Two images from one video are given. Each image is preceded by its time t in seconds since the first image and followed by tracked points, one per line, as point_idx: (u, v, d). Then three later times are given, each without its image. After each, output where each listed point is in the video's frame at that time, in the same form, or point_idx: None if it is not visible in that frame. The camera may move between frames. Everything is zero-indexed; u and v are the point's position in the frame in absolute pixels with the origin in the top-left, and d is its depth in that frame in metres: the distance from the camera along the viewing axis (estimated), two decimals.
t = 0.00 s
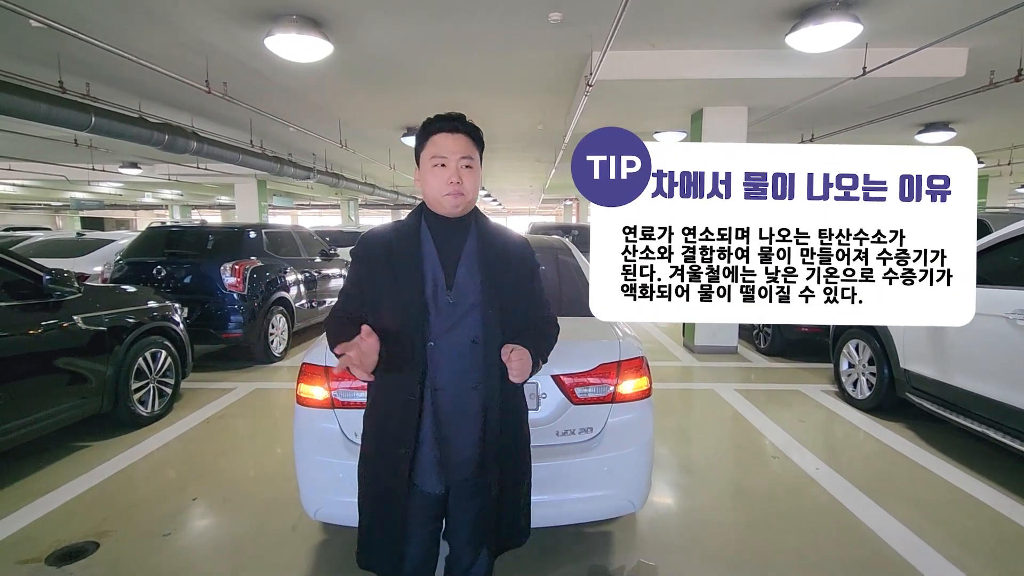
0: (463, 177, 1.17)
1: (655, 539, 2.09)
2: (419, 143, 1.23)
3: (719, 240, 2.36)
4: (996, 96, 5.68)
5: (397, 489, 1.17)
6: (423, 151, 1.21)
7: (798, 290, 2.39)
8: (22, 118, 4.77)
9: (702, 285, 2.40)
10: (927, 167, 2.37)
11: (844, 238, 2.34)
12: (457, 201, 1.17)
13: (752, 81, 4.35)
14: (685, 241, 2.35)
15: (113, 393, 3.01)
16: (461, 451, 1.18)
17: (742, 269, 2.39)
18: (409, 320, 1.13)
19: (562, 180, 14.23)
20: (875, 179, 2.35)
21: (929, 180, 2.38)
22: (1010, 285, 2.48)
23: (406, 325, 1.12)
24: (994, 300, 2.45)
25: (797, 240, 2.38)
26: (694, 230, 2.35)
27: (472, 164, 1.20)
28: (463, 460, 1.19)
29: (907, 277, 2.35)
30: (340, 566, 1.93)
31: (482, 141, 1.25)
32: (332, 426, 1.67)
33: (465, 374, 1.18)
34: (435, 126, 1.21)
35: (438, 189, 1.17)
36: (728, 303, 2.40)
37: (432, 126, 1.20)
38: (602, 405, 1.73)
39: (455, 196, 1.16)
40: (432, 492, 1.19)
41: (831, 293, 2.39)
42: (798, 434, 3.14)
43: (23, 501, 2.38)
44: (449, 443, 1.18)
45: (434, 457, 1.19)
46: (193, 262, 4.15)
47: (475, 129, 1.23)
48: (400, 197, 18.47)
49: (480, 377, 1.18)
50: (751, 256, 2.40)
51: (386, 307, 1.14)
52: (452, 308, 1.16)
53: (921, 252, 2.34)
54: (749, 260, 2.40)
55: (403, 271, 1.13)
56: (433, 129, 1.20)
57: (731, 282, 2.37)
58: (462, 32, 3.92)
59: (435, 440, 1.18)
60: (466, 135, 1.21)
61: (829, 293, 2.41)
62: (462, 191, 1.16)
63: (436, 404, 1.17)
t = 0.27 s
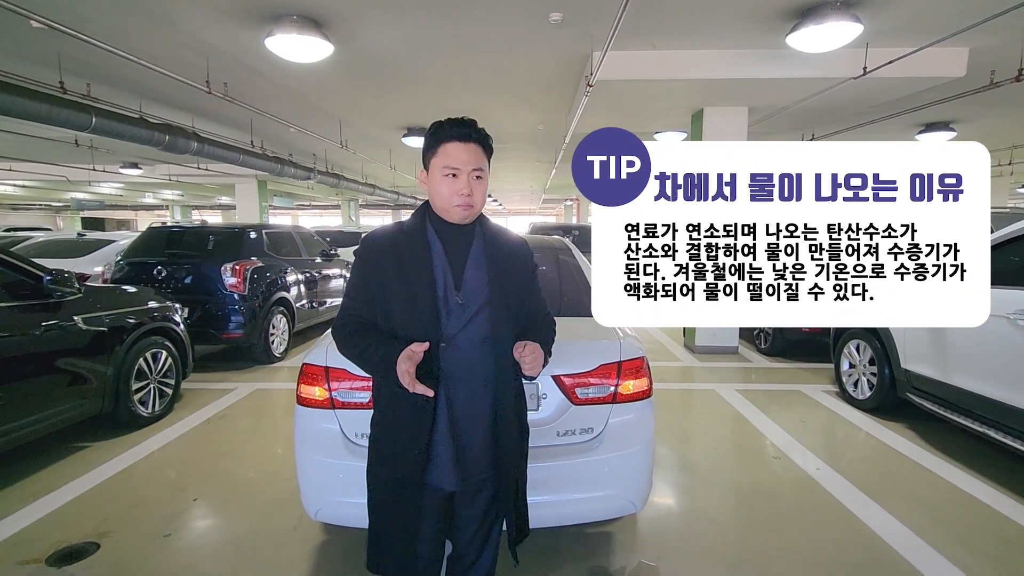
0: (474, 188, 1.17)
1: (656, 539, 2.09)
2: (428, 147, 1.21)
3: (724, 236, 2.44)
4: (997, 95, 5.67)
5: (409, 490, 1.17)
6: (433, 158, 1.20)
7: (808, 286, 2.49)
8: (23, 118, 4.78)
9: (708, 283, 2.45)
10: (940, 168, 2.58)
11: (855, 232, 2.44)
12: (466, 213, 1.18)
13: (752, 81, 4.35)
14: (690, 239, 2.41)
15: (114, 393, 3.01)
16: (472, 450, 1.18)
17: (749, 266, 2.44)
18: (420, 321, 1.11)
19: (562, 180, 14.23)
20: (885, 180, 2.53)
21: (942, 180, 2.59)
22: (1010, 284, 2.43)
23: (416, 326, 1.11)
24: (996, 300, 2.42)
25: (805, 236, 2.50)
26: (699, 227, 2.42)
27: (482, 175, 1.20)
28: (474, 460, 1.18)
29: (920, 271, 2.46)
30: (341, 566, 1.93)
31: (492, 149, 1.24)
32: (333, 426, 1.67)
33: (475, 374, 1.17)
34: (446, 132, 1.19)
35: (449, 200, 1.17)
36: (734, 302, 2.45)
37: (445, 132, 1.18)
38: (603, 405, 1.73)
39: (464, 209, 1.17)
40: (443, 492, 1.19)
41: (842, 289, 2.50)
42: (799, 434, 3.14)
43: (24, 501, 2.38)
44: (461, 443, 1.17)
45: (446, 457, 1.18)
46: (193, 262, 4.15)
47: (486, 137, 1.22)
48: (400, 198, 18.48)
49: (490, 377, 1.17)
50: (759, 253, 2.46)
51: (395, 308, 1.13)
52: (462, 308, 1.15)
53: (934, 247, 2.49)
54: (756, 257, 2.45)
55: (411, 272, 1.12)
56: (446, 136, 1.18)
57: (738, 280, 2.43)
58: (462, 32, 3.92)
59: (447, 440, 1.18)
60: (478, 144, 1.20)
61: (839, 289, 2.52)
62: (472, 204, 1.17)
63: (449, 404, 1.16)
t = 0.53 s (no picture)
0: (476, 186, 1.16)
1: (657, 540, 2.09)
2: (430, 146, 1.21)
3: (724, 236, 2.43)
4: (998, 96, 5.67)
5: (415, 491, 1.16)
6: (434, 156, 1.19)
7: (808, 286, 2.48)
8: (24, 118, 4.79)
9: (708, 283, 2.45)
10: (940, 167, 2.53)
11: (855, 232, 2.43)
12: (468, 211, 1.17)
13: (753, 81, 4.35)
14: (690, 238, 2.39)
15: (114, 393, 3.01)
16: (478, 447, 1.19)
17: (749, 266, 2.44)
18: (426, 319, 1.12)
19: (563, 180, 14.22)
20: (885, 179, 2.52)
21: (942, 179, 2.55)
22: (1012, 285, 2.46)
23: (422, 323, 1.12)
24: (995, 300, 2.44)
25: (805, 236, 2.50)
26: (699, 227, 2.40)
27: (484, 173, 1.19)
28: (480, 457, 1.19)
29: (919, 271, 2.46)
30: (342, 566, 1.93)
31: (494, 147, 1.24)
32: (334, 426, 1.67)
33: (481, 373, 1.17)
34: (447, 131, 1.18)
35: (451, 198, 1.16)
36: (734, 302, 2.44)
37: (445, 131, 1.18)
38: (604, 405, 1.73)
39: (466, 207, 1.16)
40: (450, 490, 1.19)
41: (842, 289, 2.50)
42: (800, 435, 3.14)
43: (24, 501, 2.38)
44: (467, 440, 1.18)
45: (452, 455, 1.18)
46: (194, 263, 4.15)
47: (487, 136, 1.21)
48: (401, 198, 18.48)
49: (495, 375, 1.18)
50: (759, 252, 2.45)
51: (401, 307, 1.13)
52: (467, 306, 1.16)
53: (934, 246, 2.46)
54: (756, 257, 2.44)
55: (417, 270, 1.13)
56: (446, 135, 1.17)
57: (738, 280, 2.42)
58: (463, 32, 3.92)
59: (453, 438, 1.18)
60: (479, 143, 1.19)
61: (840, 289, 2.51)
62: (474, 202, 1.16)
63: (454, 402, 1.17)
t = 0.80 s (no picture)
0: (471, 184, 1.16)
1: (658, 540, 2.09)
2: (428, 148, 1.22)
3: (724, 236, 2.21)
4: (998, 97, 5.66)
5: (416, 492, 1.15)
6: (431, 158, 1.21)
7: (808, 287, 2.28)
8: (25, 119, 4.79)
9: (707, 283, 2.23)
10: (941, 165, 2.31)
11: (856, 231, 2.28)
12: (465, 210, 1.17)
13: (754, 82, 4.35)
14: (690, 238, 2.16)
15: (115, 393, 3.02)
16: (480, 447, 1.18)
17: (749, 266, 2.23)
18: (426, 317, 1.12)
19: (563, 181, 14.22)
20: (886, 179, 2.31)
21: (941, 179, 2.34)
22: (1013, 286, 2.47)
23: (423, 322, 1.11)
24: (995, 300, 2.44)
25: (805, 236, 2.31)
26: (699, 227, 2.18)
27: (481, 172, 1.19)
28: (481, 456, 1.18)
29: (920, 271, 2.33)
30: (342, 566, 1.93)
31: (492, 147, 1.24)
32: (334, 426, 1.67)
33: (482, 372, 1.17)
34: (444, 132, 1.19)
35: (447, 198, 1.16)
36: (735, 303, 2.23)
37: (441, 132, 1.19)
38: (604, 406, 1.73)
39: (463, 207, 1.16)
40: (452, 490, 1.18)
41: (843, 290, 2.31)
42: (800, 436, 3.14)
43: (24, 501, 2.38)
44: (469, 440, 1.18)
45: (457, 450, 1.17)
46: (194, 263, 4.15)
47: (485, 136, 1.22)
48: (401, 198, 18.48)
49: (497, 374, 1.17)
50: (759, 252, 2.24)
51: (401, 306, 1.13)
52: (468, 305, 1.15)
53: (934, 246, 2.31)
54: (756, 257, 2.23)
55: (417, 269, 1.13)
56: (442, 135, 1.19)
57: (738, 280, 2.21)
58: (463, 33, 3.92)
59: (454, 438, 1.17)
60: (476, 142, 1.20)
61: (840, 290, 2.32)
62: (469, 200, 1.16)
63: (455, 402, 1.16)
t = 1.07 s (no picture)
0: (467, 181, 1.16)
1: (658, 541, 2.09)
2: (423, 146, 1.22)
3: (724, 236, 2.21)
4: (998, 97, 5.67)
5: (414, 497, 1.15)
6: (426, 156, 1.20)
7: (808, 287, 2.27)
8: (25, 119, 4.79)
9: (707, 283, 2.22)
10: (941, 165, 2.30)
11: (855, 231, 2.28)
12: (462, 208, 1.16)
13: (754, 83, 4.35)
14: (690, 238, 2.16)
15: (114, 393, 3.02)
16: (477, 453, 1.18)
17: (749, 266, 2.23)
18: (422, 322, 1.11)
19: (564, 181, 14.22)
20: (886, 179, 2.30)
21: (941, 179, 2.33)
22: (1012, 287, 2.47)
23: (420, 327, 1.11)
24: (995, 301, 2.44)
25: (805, 236, 2.30)
26: (698, 227, 2.18)
27: (477, 168, 1.19)
28: (477, 463, 1.18)
29: (920, 271, 2.33)
30: (342, 567, 1.93)
31: (488, 142, 1.23)
32: (334, 427, 1.67)
33: (481, 376, 1.17)
34: (439, 129, 1.19)
35: (442, 196, 1.16)
36: (734, 303, 2.22)
37: (435, 130, 1.18)
38: (604, 406, 1.73)
39: (459, 204, 1.16)
40: (447, 497, 1.19)
41: (843, 290, 2.31)
42: (801, 436, 3.14)
43: (25, 501, 2.38)
44: (465, 446, 1.17)
45: (450, 463, 1.19)
46: (194, 263, 4.16)
47: (480, 131, 1.21)
48: (401, 198, 18.48)
49: (495, 380, 1.17)
50: (759, 252, 2.23)
51: (397, 311, 1.13)
52: (466, 309, 1.16)
53: (933, 247, 2.31)
54: (756, 257, 2.23)
55: (414, 273, 1.13)
56: (437, 133, 1.18)
57: (738, 280, 2.20)
58: (463, 33, 3.93)
59: (450, 443, 1.18)
60: (471, 137, 1.19)
61: (840, 290, 2.32)
62: (467, 198, 1.15)
63: (452, 406, 1.16)
